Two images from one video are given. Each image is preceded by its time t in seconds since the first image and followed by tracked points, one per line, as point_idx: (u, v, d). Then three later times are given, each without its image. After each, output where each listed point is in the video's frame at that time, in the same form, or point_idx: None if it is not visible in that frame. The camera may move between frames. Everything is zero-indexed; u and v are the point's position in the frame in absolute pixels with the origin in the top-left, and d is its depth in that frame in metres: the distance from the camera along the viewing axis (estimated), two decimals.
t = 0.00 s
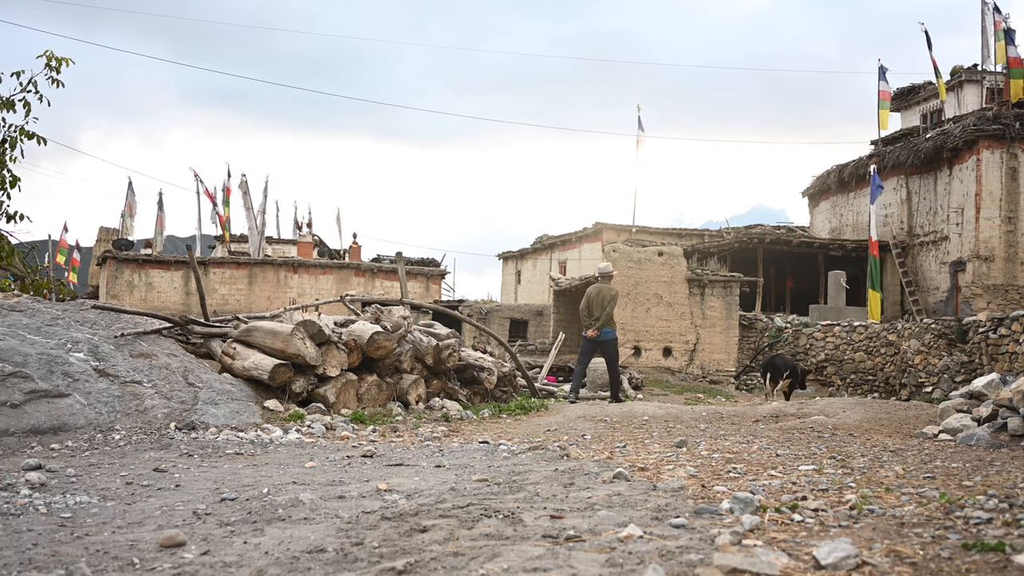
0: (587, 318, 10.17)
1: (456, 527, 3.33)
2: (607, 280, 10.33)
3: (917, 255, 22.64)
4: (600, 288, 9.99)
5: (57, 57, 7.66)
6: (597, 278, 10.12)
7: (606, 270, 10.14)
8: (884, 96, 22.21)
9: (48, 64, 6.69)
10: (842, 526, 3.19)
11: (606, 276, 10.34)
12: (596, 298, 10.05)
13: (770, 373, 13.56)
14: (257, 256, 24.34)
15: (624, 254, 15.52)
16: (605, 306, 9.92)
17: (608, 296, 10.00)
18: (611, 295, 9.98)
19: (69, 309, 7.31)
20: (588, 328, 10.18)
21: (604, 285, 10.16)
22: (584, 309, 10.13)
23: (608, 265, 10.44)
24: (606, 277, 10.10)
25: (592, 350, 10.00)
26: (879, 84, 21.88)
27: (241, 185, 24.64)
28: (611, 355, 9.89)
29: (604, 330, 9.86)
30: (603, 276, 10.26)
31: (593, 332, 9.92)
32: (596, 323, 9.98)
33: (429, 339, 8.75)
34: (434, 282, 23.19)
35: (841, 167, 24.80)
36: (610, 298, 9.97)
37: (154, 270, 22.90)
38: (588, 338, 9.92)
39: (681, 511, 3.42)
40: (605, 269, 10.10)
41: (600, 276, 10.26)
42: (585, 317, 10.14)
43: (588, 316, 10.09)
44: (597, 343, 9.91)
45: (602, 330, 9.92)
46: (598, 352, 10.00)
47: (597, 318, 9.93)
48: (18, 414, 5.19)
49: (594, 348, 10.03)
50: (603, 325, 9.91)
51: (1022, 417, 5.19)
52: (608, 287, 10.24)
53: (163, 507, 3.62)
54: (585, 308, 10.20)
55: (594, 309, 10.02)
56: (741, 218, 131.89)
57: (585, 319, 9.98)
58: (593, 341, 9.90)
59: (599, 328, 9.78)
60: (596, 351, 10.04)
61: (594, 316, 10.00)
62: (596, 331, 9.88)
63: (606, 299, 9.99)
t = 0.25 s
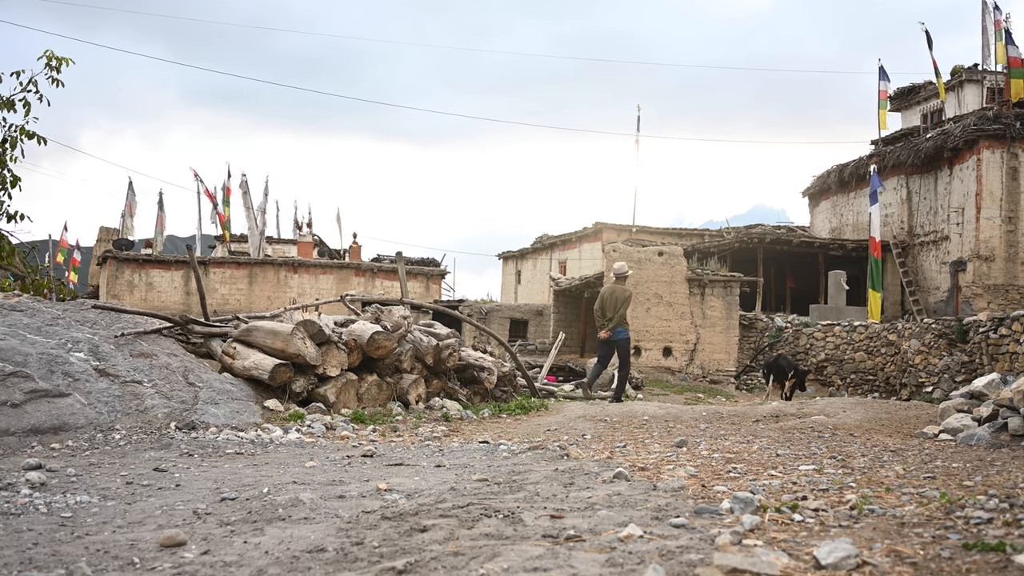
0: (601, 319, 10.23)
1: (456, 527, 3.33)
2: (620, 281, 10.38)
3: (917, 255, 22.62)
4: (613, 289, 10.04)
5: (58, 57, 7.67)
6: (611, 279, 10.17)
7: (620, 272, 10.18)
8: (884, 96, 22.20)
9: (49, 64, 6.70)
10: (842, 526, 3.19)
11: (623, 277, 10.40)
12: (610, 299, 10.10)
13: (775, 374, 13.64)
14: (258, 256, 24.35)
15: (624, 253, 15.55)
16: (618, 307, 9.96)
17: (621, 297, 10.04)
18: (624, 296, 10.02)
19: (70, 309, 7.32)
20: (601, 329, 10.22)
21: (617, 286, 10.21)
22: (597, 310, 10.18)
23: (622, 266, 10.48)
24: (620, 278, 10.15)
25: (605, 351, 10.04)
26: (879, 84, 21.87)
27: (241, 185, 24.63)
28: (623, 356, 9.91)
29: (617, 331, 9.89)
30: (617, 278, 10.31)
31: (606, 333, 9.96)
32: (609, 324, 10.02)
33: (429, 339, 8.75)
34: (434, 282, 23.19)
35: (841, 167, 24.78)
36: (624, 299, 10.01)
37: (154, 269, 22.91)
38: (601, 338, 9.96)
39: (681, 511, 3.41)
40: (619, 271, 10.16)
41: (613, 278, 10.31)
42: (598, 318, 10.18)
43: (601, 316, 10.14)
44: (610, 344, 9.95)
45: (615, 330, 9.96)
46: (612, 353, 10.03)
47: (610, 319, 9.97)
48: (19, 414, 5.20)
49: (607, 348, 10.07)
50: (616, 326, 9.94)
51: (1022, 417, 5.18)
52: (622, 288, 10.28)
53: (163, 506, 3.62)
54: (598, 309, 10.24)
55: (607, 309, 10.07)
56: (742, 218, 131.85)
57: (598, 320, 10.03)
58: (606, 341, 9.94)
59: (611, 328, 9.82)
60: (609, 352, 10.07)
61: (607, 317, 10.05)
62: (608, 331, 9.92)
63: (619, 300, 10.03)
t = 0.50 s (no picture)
0: (610, 318, 10.27)
1: (456, 527, 3.34)
2: (633, 282, 10.41)
3: (918, 255, 22.59)
4: (622, 289, 10.09)
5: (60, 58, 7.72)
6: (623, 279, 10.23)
7: (631, 272, 10.21)
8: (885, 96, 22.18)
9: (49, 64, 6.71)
10: (842, 526, 3.19)
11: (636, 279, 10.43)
12: (620, 298, 10.15)
13: (780, 374, 13.61)
14: (258, 256, 24.35)
15: (625, 253, 15.57)
16: (626, 307, 10.00)
17: (630, 296, 10.07)
18: (633, 296, 10.04)
19: (70, 309, 7.33)
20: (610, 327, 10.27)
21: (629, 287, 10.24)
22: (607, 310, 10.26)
23: (636, 268, 10.50)
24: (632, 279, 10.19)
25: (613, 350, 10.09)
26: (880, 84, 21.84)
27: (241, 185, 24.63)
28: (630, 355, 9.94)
29: (623, 330, 9.93)
30: (629, 278, 10.34)
31: (614, 332, 10.03)
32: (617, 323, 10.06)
33: (429, 339, 8.75)
34: (434, 282, 23.19)
35: (842, 167, 24.76)
36: (632, 299, 10.02)
37: (155, 269, 22.92)
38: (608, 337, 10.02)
39: (681, 511, 3.41)
40: (631, 271, 10.21)
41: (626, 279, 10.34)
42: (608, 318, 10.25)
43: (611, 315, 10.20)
44: (617, 343, 10.00)
45: (623, 330, 10.00)
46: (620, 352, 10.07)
47: (618, 318, 10.02)
48: (20, 413, 5.20)
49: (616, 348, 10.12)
50: (624, 325, 9.97)
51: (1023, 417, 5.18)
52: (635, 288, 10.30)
53: (164, 506, 3.62)
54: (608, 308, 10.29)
55: (616, 309, 10.12)
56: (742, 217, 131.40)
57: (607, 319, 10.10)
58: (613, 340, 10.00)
59: (618, 327, 9.88)
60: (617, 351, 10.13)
61: (616, 316, 10.10)
62: (615, 330, 9.98)
63: (628, 300, 10.06)
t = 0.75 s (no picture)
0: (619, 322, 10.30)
1: (457, 526, 3.34)
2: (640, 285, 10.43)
3: (919, 254, 22.57)
4: (629, 293, 10.13)
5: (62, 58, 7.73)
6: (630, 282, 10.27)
7: (637, 275, 10.24)
8: (887, 96, 22.15)
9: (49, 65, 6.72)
10: (843, 526, 3.19)
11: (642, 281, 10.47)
12: (627, 302, 10.20)
13: (783, 373, 13.59)
14: (259, 255, 24.36)
15: (625, 253, 15.57)
16: (634, 310, 10.05)
17: (637, 299, 10.11)
18: (641, 298, 10.07)
19: (71, 308, 7.33)
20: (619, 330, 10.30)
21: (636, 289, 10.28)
22: (615, 313, 10.31)
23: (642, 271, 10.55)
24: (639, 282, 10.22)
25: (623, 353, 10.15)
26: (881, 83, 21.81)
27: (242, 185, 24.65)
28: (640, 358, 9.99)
29: (632, 333, 9.98)
30: (636, 281, 10.38)
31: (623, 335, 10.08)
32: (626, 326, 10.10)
33: (430, 338, 8.75)
34: (435, 282, 23.19)
35: (843, 166, 24.74)
36: (640, 302, 10.06)
37: (155, 269, 22.95)
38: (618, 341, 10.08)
39: (682, 510, 3.41)
40: (637, 275, 10.23)
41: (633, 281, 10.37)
42: (617, 321, 10.30)
43: (619, 319, 10.25)
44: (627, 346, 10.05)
45: (632, 333, 10.05)
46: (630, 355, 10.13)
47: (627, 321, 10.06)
48: (21, 413, 5.21)
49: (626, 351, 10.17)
50: (632, 328, 10.02)
51: None
52: (641, 291, 10.33)
53: (165, 505, 3.62)
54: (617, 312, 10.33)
55: (624, 313, 10.17)
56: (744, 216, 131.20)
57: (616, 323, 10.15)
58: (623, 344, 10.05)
59: (626, 330, 9.93)
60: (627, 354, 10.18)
61: (624, 319, 10.15)
62: (624, 334, 10.03)
63: (636, 303, 10.10)
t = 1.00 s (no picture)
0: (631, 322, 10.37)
1: (458, 526, 3.34)
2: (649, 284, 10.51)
3: (920, 254, 22.53)
4: (640, 292, 10.21)
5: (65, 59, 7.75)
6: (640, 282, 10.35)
7: (646, 275, 10.31)
8: (888, 95, 22.13)
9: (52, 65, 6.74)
10: (846, 526, 3.18)
11: (652, 281, 10.53)
12: (638, 301, 10.27)
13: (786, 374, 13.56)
14: (261, 255, 24.38)
15: (626, 253, 15.57)
16: (645, 309, 10.13)
17: (648, 298, 10.17)
18: (651, 297, 10.14)
19: (73, 308, 7.35)
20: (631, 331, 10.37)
21: (646, 289, 10.35)
22: (627, 314, 10.38)
23: (651, 271, 10.64)
24: (648, 282, 10.29)
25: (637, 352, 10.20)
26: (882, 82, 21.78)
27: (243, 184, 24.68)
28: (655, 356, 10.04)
29: (645, 332, 10.05)
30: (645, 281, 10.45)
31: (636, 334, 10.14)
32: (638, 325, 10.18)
33: (431, 338, 8.75)
34: (436, 282, 23.21)
35: (844, 166, 24.71)
36: (651, 301, 10.13)
37: (157, 269, 22.98)
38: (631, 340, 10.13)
39: (684, 510, 3.41)
40: (646, 275, 10.33)
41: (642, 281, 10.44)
42: (629, 321, 10.36)
43: (632, 319, 10.30)
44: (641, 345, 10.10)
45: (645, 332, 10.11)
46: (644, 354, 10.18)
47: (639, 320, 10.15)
48: (23, 413, 5.22)
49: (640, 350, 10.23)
50: (645, 327, 10.08)
51: None
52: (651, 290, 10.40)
53: (167, 504, 3.63)
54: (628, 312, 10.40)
55: (636, 312, 10.24)
56: (747, 216, 131.10)
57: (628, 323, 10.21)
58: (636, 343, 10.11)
59: (640, 330, 9.99)
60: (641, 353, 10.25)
61: (636, 319, 10.21)
62: (637, 333, 10.09)
63: (647, 302, 10.18)
